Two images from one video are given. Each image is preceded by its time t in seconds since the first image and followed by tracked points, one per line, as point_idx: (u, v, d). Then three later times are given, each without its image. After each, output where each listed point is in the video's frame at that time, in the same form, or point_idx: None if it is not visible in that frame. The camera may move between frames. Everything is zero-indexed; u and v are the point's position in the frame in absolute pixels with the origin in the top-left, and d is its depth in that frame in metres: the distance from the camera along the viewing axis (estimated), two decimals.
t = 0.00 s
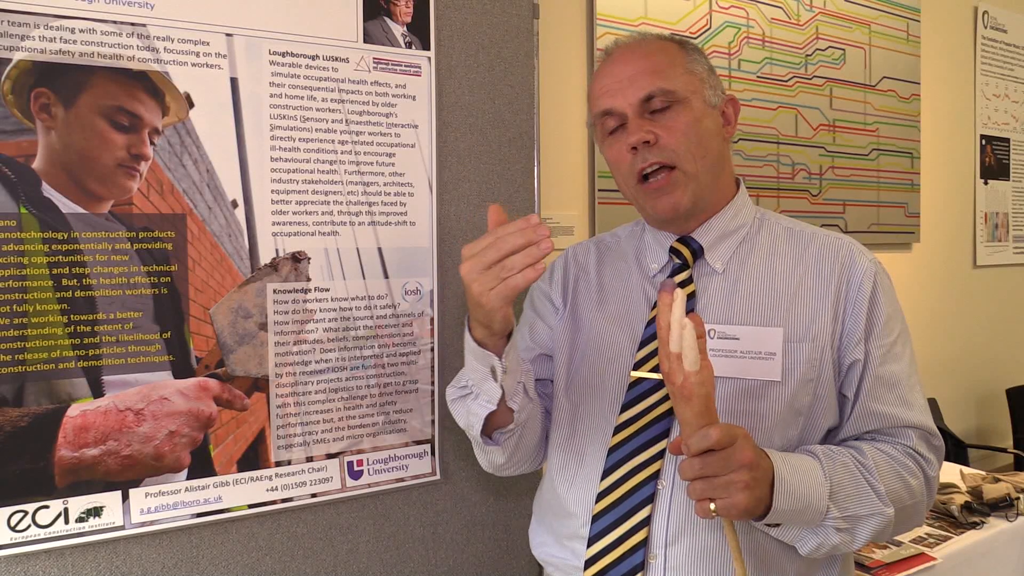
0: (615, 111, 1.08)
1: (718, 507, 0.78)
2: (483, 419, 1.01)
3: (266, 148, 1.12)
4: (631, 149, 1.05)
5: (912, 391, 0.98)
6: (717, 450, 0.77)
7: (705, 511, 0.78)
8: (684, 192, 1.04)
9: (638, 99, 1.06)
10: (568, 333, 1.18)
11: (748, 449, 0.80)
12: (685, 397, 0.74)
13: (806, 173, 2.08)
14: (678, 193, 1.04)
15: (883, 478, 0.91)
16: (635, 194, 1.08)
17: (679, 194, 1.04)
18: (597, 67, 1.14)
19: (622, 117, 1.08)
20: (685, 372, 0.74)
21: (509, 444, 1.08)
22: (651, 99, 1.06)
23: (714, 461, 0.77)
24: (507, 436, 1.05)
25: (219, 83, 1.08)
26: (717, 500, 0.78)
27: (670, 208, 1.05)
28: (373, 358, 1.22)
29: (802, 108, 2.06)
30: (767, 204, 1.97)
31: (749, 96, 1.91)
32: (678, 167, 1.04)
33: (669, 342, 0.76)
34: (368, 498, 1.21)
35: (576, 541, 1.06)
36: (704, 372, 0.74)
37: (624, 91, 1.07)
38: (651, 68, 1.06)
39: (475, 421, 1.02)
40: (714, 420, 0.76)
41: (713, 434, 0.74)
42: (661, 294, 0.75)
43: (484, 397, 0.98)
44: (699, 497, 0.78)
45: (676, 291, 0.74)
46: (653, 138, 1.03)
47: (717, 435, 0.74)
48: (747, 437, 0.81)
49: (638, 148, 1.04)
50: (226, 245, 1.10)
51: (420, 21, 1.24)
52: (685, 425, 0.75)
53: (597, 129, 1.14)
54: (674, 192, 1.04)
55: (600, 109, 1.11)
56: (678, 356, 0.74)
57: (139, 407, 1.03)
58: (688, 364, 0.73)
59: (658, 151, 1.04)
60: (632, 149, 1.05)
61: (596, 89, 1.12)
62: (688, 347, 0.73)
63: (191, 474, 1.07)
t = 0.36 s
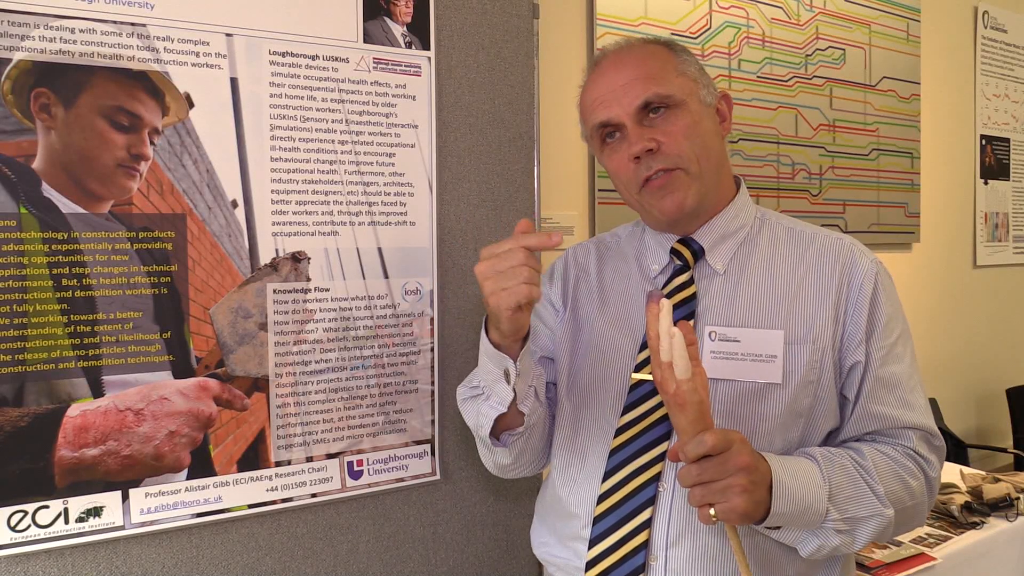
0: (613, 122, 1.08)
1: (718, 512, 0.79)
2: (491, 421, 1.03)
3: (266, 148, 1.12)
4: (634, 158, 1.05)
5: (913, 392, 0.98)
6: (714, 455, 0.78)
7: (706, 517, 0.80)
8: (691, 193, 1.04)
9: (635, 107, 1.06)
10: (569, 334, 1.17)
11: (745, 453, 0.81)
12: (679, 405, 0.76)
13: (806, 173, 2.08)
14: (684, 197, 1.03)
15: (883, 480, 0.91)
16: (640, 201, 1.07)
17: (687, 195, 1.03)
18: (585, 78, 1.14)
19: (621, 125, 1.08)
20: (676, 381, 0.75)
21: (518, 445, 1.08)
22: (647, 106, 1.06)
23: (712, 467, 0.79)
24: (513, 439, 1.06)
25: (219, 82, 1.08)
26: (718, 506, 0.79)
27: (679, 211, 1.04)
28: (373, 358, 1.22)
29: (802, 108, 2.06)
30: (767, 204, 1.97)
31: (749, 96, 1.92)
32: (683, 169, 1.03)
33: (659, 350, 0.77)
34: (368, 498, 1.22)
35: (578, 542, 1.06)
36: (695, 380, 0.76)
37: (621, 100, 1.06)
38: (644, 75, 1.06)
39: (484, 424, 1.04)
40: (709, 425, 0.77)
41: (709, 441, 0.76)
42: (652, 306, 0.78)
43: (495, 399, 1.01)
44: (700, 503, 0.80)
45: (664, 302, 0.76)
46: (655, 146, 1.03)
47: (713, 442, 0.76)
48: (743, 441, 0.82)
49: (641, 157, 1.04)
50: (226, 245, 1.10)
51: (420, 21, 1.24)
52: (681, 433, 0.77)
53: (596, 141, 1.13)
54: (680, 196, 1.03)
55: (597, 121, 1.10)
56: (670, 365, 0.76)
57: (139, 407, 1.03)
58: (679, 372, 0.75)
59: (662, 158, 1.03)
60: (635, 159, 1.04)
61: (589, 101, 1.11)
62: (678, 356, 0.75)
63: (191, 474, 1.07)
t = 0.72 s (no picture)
0: (619, 115, 1.08)
1: (712, 508, 0.80)
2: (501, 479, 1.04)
3: (266, 148, 1.12)
4: (636, 153, 1.05)
5: (913, 393, 0.98)
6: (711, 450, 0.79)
7: (700, 512, 0.80)
8: (690, 193, 1.04)
9: (641, 102, 1.06)
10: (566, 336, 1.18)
11: (743, 450, 0.82)
12: (680, 397, 0.77)
13: (806, 173, 2.08)
14: (682, 195, 1.04)
15: (880, 482, 0.91)
16: (640, 197, 1.08)
17: (685, 195, 1.04)
18: (594, 71, 1.14)
19: (626, 120, 1.08)
20: (680, 373, 0.77)
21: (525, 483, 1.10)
22: (653, 102, 1.06)
23: (709, 462, 0.79)
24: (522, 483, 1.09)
25: (219, 82, 1.08)
26: (712, 502, 0.80)
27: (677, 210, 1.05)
28: (373, 358, 1.22)
29: (802, 108, 2.06)
30: (767, 204, 1.97)
31: (749, 96, 1.92)
32: (683, 168, 1.04)
33: (663, 341, 0.78)
34: (368, 498, 1.21)
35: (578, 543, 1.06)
36: (698, 373, 0.77)
37: (627, 95, 1.06)
38: (652, 71, 1.05)
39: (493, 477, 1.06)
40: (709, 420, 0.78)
41: (707, 435, 0.77)
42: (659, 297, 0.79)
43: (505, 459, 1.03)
44: (694, 499, 0.81)
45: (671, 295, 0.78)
46: (658, 142, 1.03)
47: (712, 437, 0.77)
48: (742, 438, 0.83)
49: (644, 152, 1.04)
50: (226, 245, 1.10)
51: (420, 21, 1.24)
52: (681, 425, 0.78)
53: (600, 132, 1.13)
54: (679, 194, 1.04)
55: (603, 113, 1.10)
56: (674, 356, 0.77)
57: (139, 407, 1.03)
58: (682, 364, 0.76)
59: (664, 154, 1.04)
60: (637, 153, 1.05)
61: (597, 93, 1.11)
62: (684, 349, 0.76)
63: (191, 474, 1.07)
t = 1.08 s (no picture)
0: (619, 111, 1.09)
1: (703, 500, 0.80)
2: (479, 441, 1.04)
3: (266, 148, 1.12)
4: (636, 147, 1.05)
5: (913, 392, 0.98)
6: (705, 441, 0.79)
7: (689, 502, 0.80)
8: (688, 188, 1.04)
9: (641, 98, 1.06)
10: (564, 336, 1.18)
11: (736, 443, 0.81)
12: (675, 385, 0.77)
13: (806, 173, 2.08)
14: (681, 189, 1.04)
15: (878, 481, 0.91)
16: (639, 192, 1.08)
17: (683, 189, 1.04)
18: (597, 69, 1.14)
19: (627, 115, 1.08)
20: (676, 361, 0.77)
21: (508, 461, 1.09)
22: (654, 98, 1.06)
23: (702, 452, 0.79)
24: (502, 457, 1.07)
25: (219, 83, 1.08)
26: (703, 493, 0.80)
27: (675, 204, 1.04)
28: (373, 358, 1.22)
29: (802, 108, 2.06)
30: (767, 204, 1.97)
31: (749, 96, 1.92)
32: (682, 163, 1.04)
33: (662, 329, 0.79)
34: (368, 498, 1.21)
35: (575, 541, 1.06)
36: (694, 363, 0.78)
37: (628, 91, 1.07)
38: (653, 67, 1.06)
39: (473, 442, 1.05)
40: (704, 412, 0.78)
41: (700, 425, 0.77)
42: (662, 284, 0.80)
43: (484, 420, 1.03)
44: (685, 490, 0.81)
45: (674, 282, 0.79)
46: (658, 137, 1.03)
47: (704, 428, 0.77)
48: (737, 431, 0.82)
49: (643, 146, 1.04)
50: (226, 245, 1.10)
51: (420, 21, 1.24)
52: (675, 414, 0.79)
53: (601, 129, 1.14)
54: (677, 189, 1.04)
55: (605, 110, 1.11)
56: (671, 345, 0.78)
57: (139, 406, 1.03)
58: (678, 353, 0.77)
59: (663, 149, 1.04)
60: (637, 148, 1.05)
61: (599, 90, 1.12)
62: (680, 337, 0.77)
63: (191, 474, 1.07)
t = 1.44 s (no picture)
0: (614, 109, 1.09)
1: (690, 499, 0.81)
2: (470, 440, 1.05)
3: (266, 148, 1.12)
4: (631, 143, 1.05)
5: (913, 391, 0.97)
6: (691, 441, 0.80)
7: (675, 501, 0.81)
8: (683, 185, 1.04)
9: (636, 95, 1.07)
10: (561, 337, 1.18)
11: (725, 443, 0.81)
12: (662, 383, 0.79)
13: (806, 173, 2.08)
14: (675, 186, 1.04)
15: (874, 484, 0.91)
16: (635, 189, 1.08)
17: (677, 186, 1.04)
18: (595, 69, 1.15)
19: (622, 113, 1.09)
20: (662, 359, 0.79)
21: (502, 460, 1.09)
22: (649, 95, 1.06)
23: (689, 451, 0.79)
24: (496, 457, 1.07)
25: (219, 83, 1.08)
26: (689, 493, 0.80)
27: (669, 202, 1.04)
28: (373, 358, 1.22)
29: (802, 108, 2.06)
30: (767, 204, 1.97)
31: (749, 96, 1.92)
32: (677, 160, 1.04)
33: (649, 328, 0.81)
34: (368, 499, 1.21)
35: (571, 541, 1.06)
36: (680, 362, 0.80)
37: (623, 89, 1.07)
38: (648, 65, 1.06)
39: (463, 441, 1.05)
40: (691, 412, 0.79)
41: (686, 425, 0.77)
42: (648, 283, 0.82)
43: (475, 419, 1.01)
44: (671, 488, 0.81)
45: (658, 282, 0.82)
46: (652, 133, 1.04)
47: (690, 427, 0.77)
48: (726, 431, 0.82)
49: (637, 142, 1.05)
50: (226, 245, 1.10)
51: (420, 21, 1.24)
52: (663, 414, 0.80)
53: (598, 127, 1.14)
54: (671, 186, 1.03)
55: (600, 108, 1.12)
56: (657, 343, 0.80)
57: (139, 407, 1.03)
58: (664, 351, 0.79)
59: (657, 145, 1.04)
60: (631, 144, 1.05)
61: (595, 90, 1.12)
62: (666, 335, 0.79)
63: (191, 474, 1.07)
